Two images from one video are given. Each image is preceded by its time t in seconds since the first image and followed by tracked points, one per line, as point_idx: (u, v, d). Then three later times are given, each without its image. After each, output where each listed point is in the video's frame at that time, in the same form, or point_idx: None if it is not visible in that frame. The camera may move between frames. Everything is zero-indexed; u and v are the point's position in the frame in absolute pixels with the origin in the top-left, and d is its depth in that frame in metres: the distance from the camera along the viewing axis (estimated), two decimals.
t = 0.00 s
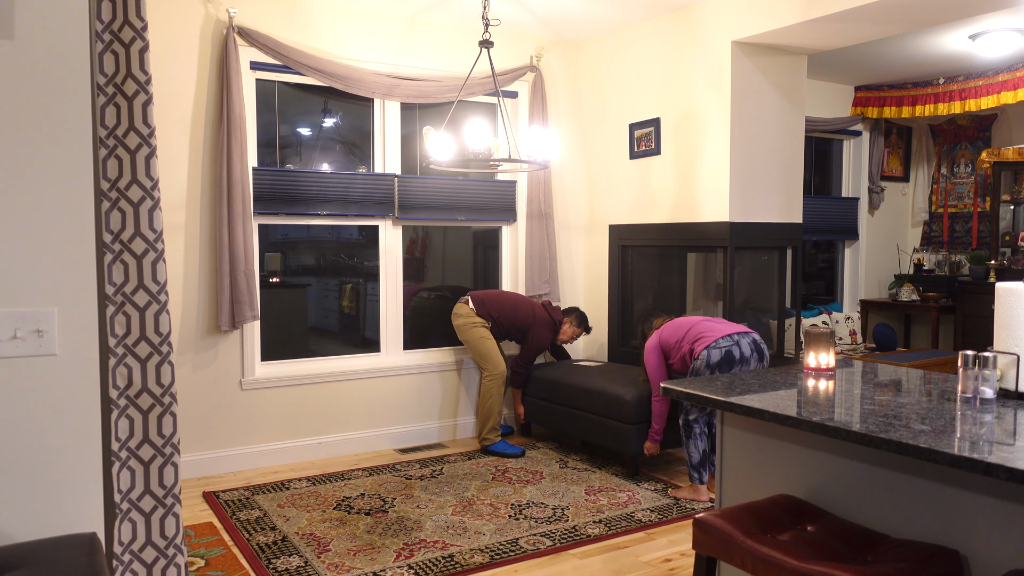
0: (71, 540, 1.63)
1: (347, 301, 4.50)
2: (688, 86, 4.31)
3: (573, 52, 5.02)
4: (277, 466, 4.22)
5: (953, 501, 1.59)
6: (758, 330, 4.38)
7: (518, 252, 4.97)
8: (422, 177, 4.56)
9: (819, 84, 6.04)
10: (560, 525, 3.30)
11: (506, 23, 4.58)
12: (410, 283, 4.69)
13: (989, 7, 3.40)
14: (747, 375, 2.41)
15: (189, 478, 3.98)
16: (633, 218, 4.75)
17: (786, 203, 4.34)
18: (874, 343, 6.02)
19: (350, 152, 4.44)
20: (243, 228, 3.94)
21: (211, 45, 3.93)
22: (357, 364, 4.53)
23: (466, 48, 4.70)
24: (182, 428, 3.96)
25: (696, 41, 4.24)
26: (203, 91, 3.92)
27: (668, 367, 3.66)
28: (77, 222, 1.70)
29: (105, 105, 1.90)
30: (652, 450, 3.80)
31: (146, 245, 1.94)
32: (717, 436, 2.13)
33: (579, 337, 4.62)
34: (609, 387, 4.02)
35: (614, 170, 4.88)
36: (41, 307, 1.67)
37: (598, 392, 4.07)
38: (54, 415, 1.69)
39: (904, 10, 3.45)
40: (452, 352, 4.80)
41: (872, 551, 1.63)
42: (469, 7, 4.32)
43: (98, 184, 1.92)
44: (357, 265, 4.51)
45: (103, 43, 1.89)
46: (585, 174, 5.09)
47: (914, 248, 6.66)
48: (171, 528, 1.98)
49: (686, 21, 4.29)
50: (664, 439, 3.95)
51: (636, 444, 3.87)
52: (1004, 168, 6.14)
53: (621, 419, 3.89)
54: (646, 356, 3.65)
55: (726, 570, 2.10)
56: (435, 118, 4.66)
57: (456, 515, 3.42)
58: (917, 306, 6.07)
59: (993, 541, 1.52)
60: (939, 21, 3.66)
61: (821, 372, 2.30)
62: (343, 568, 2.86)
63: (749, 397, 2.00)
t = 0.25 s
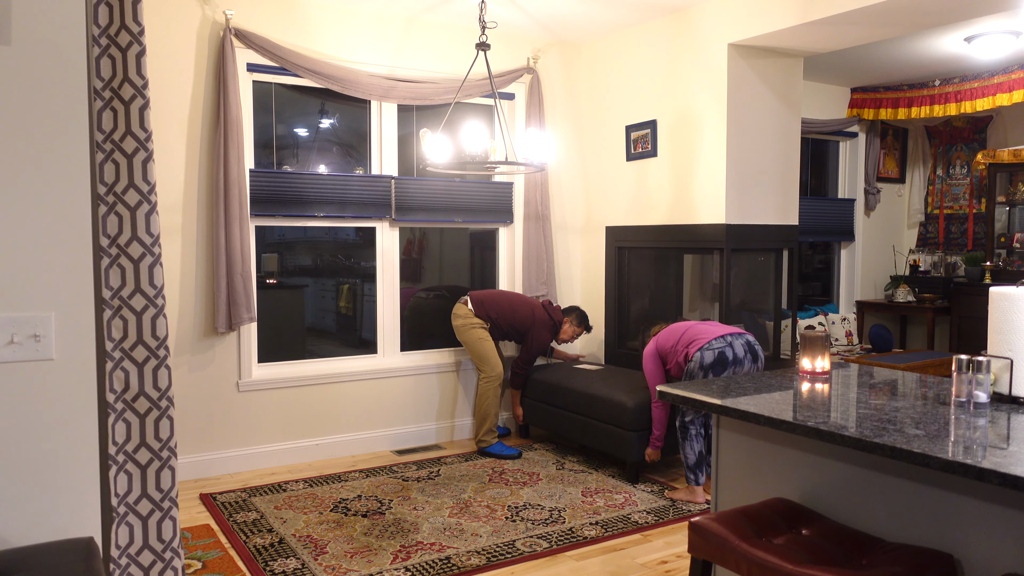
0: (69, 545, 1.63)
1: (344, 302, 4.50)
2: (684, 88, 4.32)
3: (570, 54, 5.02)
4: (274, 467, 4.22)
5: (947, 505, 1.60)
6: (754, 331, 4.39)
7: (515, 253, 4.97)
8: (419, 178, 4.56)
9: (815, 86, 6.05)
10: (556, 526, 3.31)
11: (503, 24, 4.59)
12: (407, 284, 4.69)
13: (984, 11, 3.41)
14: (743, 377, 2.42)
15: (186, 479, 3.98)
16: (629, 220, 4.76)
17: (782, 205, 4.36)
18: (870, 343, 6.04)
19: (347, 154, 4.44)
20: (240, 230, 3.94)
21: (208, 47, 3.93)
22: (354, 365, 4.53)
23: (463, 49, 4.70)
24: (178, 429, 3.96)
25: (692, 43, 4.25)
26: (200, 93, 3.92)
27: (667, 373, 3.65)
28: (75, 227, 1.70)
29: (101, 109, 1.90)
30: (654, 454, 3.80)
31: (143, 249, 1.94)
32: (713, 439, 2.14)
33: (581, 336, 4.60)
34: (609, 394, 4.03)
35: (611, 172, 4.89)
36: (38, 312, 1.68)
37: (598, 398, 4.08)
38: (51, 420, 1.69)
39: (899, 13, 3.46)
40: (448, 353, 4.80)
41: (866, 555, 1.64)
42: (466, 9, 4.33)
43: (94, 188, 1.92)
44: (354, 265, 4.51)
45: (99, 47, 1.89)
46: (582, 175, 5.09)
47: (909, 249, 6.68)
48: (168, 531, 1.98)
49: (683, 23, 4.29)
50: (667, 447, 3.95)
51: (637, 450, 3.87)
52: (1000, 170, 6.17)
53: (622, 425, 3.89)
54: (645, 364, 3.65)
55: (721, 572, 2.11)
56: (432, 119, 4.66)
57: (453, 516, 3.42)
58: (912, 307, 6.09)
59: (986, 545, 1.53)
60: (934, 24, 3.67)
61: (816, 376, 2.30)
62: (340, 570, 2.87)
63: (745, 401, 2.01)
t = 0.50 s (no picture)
0: (69, 549, 1.64)
1: (344, 303, 4.51)
2: (682, 90, 4.33)
3: (569, 56, 5.03)
4: (273, 469, 4.23)
5: (942, 509, 1.61)
6: (753, 332, 4.40)
7: (514, 255, 4.98)
8: (418, 181, 4.57)
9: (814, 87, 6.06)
10: (555, 529, 3.32)
11: (502, 27, 4.60)
12: (406, 286, 4.70)
13: (982, 14, 3.42)
14: (740, 380, 2.43)
15: (185, 481, 3.98)
16: (628, 222, 4.76)
17: (780, 207, 4.36)
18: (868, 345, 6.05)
19: (346, 156, 4.45)
20: (239, 233, 3.95)
21: (207, 49, 3.94)
22: (353, 367, 4.54)
23: (462, 51, 4.71)
24: (178, 431, 3.96)
25: (691, 46, 4.25)
26: (200, 96, 3.93)
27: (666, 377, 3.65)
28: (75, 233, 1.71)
29: (101, 114, 1.91)
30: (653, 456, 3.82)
31: (142, 253, 1.95)
32: (711, 442, 2.15)
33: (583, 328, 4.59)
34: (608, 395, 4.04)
35: (610, 174, 4.90)
36: (39, 317, 1.68)
37: (597, 399, 4.08)
38: (51, 425, 1.70)
39: (897, 16, 3.47)
40: (447, 355, 4.81)
41: (863, 559, 1.65)
42: (465, 12, 4.33)
43: (94, 193, 1.93)
44: (353, 267, 4.52)
45: (99, 52, 1.90)
46: (581, 177, 5.10)
47: (907, 250, 6.69)
48: (168, 535, 1.99)
49: (682, 25, 4.30)
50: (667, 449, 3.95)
51: (638, 453, 3.87)
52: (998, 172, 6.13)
53: (622, 427, 3.90)
54: (644, 368, 3.67)
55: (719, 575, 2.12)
56: (431, 121, 4.67)
57: (452, 519, 3.43)
58: (910, 308, 6.10)
59: (981, 549, 1.54)
60: (932, 27, 3.68)
61: (814, 379, 2.31)
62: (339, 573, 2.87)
63: (743, 404, 2.02)
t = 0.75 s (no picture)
0: (69, 554, 1.64)
1: (342, 305, 4.51)
2: (680, 93, 4.34)
3: (567, 58, 5.04)
4: (271, 471, 4.23)
5: (937, 513, 1.63)
6: (750, 334, 4.41)
7: (512, 256, 4.99)
8: (416, 183, 4.58)
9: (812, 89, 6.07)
10: (554, 531, 3.33)
11: (500, 29, 4.61)
12: (404, 288, 4.70)
13: (978, 18, 3.43)
14: (738, 382, 2.44)
15: (184, 483, 3.99)
16: (626, 224, 4.78)
17: (777, 210, 4.38)
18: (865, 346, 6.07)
19: (344, 158, 4.45)
20: (237, 235, 3.95)
21: (206, 52, 3.94)
22: (351, 368, 4.54)
23: (460, 54, 4.72)
24: (176, 434, 3.97)
25: (689, 49, 4.26)
26: (198, 99, 3.93)
27: (664, 380, 3.66)
28: (74, 240, 1.71)
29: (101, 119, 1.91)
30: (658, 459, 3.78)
31: (141, 258, 1.95)
32: (708, 445, 2.16)
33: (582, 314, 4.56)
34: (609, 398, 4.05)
35: (608, 176, 4.91)
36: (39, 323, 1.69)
37: (598, 401, 4.10)
38: (51, 430, 1.70)
39: (893, 20, 3.48)
40: (445, 357, 4.81)
41: (859, 562, 1.66)
42: (463, 14, 4.34)
43: (93, 199, 1.93)
44: (351, 268, 4.52)
45: (98, 57, 1.90)
46: (579, 179, 5.11)
47: (905, 252, 6.71)
48: (167, 539, 2.00)
49: (679, 28, 4.32)
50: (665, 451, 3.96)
51: (638, 455, 3.88)
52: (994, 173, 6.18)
53: (625, 428, 3.91)
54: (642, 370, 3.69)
55: None
56: (430, 123, 4.67)
57: (451, 521, 3.44)
58: (908, 309, 6.12)
59: (976, 553, 1.55)
60: (928, 30, 3.70)
61: (810, 383, 2.32)
62: None
63: (740, 408, 2.03)
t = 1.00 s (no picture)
0: (74, 557, 1.65)
1: (344, 306, 4.52)
2: (681, 95, 4.35)
3: (568, 60, 5.05)
4: (274, 473, 4.24)
5: (936, 516, 1.63)
6: (752, 335, 4.42)
7: (514, 258, 5.00)
8: (418, 185, 4.59)
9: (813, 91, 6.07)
10: (555, 533, 3.34)
11: (502, 32, 4.62)
12: (406, 290, 4.71)
13: (979, 20, 3.44)
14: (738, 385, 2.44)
15: (187, 485, 4.00)
16: (628, 226, 4.78)
17: (779, 211, 4.38)
18: (867, 347, 6.07)
19: (346, 160, 4.46)
20: (239, 238, 3.96)
21: (208, 55, 3.95)
22: (353, 370, 4.55)
23: (462, 56, 4.73)
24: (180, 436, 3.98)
25: (690, 51, 4.27)
26: (201, 102, 3.94)
27: (665, 379, 3.68)
28: (78, 244, 1.72)
29: (104, 125, 1.92)
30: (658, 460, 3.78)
31: (145, 263, 1.96)
32: (709, 450, 2.16)
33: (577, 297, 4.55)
34: (611, 400, 4.06)
35: (609, 178, 4.92)
36: (43, 327, 1.70)
37: (600, 403, 4.11)
38: (55, 435, 1.72)
39: (894, 22, 3.49)
40: (447, 359, 4.82)
41: (859, 565, 1.66)
42: (465, 17, 4.35)
43: (97, 203, 1.94)
44: (353, 269, 4.54)
45: (102, 64, 1.91)
46: (581, 181, 5.12)
47: (907, 253, 6.71)
48: (171, 541, 2.01)
49: (680, 30, 4.32)
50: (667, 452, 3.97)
51: (640, 457, 3.89)
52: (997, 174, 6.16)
53: (627, 431, 3.92)
54: (643, 368, 3.70)
55: None
56: (431, 126, 4.68)
57: (453, 523, 3.45)
58: (909, 310, 6.12)
59: (975, 557, 1.56)
60: (929, 33, 3.70)
61: (811, 387, 2.32)
62: None
63: (740, 411, 2.03)
